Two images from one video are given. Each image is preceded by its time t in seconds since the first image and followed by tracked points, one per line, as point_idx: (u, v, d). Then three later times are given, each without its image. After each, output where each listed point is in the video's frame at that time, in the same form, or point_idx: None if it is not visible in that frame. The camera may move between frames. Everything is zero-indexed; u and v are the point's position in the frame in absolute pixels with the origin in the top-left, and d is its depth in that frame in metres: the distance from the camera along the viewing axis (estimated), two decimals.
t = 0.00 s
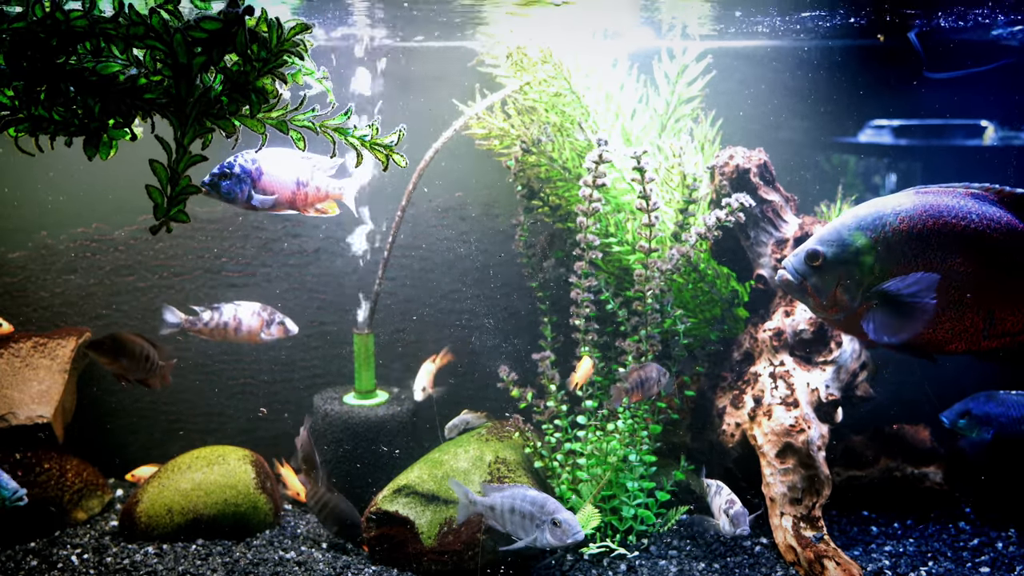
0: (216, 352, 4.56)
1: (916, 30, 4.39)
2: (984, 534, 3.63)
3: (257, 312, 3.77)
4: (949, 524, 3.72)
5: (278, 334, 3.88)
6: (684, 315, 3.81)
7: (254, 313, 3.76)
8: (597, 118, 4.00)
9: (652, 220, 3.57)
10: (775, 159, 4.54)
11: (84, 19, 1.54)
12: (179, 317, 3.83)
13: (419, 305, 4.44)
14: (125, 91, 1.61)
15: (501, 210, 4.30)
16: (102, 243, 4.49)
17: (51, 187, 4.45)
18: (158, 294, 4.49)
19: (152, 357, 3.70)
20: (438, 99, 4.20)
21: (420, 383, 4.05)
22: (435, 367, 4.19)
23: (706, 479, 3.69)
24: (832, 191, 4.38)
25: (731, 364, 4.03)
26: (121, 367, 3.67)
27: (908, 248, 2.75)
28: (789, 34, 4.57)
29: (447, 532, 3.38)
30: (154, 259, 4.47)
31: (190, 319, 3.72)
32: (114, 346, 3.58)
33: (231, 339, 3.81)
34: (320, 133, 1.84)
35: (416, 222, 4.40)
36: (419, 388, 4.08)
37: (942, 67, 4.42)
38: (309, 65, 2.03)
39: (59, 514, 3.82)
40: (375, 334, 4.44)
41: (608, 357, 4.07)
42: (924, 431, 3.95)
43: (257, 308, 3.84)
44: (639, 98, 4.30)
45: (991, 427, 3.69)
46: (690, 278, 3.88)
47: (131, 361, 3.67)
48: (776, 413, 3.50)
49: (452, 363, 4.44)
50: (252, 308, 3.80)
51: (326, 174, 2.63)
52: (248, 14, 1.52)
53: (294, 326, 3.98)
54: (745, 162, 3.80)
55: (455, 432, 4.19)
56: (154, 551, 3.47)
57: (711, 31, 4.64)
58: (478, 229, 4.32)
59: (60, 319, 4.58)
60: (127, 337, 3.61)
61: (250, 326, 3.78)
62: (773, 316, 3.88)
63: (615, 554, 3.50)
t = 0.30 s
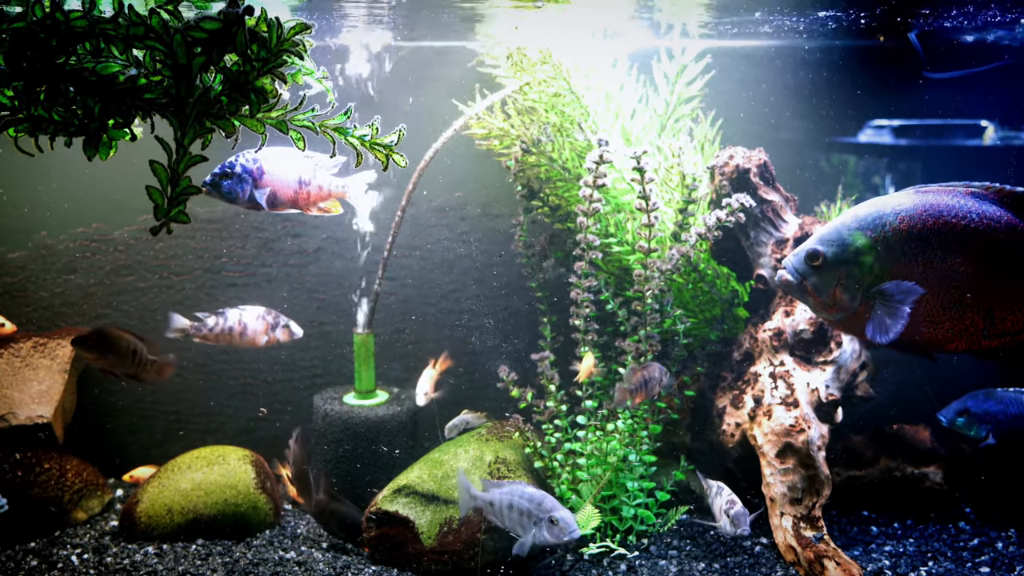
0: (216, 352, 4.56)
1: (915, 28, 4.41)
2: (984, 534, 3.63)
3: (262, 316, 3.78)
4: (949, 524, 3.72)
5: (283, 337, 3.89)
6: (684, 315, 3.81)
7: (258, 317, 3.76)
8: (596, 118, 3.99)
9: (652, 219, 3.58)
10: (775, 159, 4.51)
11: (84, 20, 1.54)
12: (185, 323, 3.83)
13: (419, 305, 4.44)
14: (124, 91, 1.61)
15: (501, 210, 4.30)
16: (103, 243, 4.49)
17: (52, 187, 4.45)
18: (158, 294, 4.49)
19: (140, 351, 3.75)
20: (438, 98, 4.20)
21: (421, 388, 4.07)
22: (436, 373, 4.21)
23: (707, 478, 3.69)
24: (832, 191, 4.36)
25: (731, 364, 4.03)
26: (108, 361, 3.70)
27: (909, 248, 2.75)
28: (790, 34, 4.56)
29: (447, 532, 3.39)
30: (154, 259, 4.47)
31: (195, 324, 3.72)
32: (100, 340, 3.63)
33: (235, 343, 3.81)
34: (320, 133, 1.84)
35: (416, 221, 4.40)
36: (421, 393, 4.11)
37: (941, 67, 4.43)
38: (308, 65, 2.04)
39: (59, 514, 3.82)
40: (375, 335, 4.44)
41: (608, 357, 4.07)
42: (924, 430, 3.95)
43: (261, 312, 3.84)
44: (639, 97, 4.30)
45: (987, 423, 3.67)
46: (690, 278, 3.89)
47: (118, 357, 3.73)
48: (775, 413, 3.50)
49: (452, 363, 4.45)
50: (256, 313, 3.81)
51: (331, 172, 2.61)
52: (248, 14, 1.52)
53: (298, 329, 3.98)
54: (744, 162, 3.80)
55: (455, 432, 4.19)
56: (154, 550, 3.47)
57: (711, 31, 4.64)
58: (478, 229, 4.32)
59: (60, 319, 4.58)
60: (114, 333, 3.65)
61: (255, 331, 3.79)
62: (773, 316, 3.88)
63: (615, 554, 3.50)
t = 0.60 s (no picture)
0: (216, 352, 4.56)
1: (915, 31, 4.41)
2: (984, 534, 3.63)
3: (262, 318, 3.77)
4: (949, 524, 3.72)
5: (285, 339, 3.86)
6: (684, 315, 3.82)
7: (259, 320, 3.75)
8: (596, 118, 3.99)
9: (652, 220, 3.58)
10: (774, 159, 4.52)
11: (84, 19, 1.54)
12: (186, 329, 3.84)
13: (419, 305, 4.44)
14: (124, 91, 1.60)
15: (501, 210, 4.29)
16: (103, 242, 4.48)
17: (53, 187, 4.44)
18: (158, 294, 4.48)
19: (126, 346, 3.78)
20: (438, 99, 4.20)
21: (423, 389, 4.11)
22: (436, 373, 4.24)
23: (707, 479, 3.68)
24: (832, 191, 4.36)
25: (731, 364, 4.02)
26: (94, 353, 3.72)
27: (909, 248, 2.75)
28: (791, 35, 4.56)
29: (447, 532, 3.40)
30: (154, 259, 4.47)
31: (196, 328, 3.74)
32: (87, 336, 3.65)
33: (237, 347, 3.84)
34: (320, 133, 1.84)
35: (416, 221, 4.40)
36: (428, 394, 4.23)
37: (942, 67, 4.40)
38: (308, 65, 2.05)
39: (59, 514, 3.82)
40: (375, 334, 4.44)
41: (608, 357, 4.07)
42: (924, 430, 3.95)
43: (262, 314, 3.83)
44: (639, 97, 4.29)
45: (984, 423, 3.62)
46: (690, 277, 3.89)
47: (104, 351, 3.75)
48: (775, 413, 3.50)
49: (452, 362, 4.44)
50: (258, 315, 3.80)
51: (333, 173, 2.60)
52: (247, 13, 1.52)
53: (301, 331, 3.95)
54: (744, 162, 3.80)
55: (455, 432, 4.18)
56: (154, 551, 3.47)
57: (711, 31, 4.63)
58: (478, 229, 4.32)
59: (60, 319, 4.58)
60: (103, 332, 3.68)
61: (256, 334, 3.78)
62: (773, 316, 3.88)
63: (615, 554, 3.50)
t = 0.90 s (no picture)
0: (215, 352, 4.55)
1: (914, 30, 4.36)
2: (984, 534, 3.63)
3: (261, 321, 3.78)
4: (949, 524, 3.72)
5: (284, 341, 3.88)
6: (684, 315, 3.82)
7: (258, 322, 3.77)
8: (597, 118, 3.98)
9: (651, 220, 3.58)
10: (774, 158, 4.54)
11: (84, 19, 1.55)
12: (185, 331, 3.85)
13: (419, 305, 4.43)
14: (125, 90, 1.60)
15: (501, 210, 4.28)
16: (103, 242, 4.47)
17: (53, 188, 4.44)
18: (158, 294, 4.48)
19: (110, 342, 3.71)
20: (437, 99, 4.19)
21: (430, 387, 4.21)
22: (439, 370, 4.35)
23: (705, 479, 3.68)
24: (831, 191, 4.36)
25: (731, 364, 4.02)
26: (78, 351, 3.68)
27: (908, 246, 2.75)
28: (791, 35, 4.55)
29: (447, 532, 3.41)
30: (154, 259, 4.46)
31: (195, 332, 3.74)
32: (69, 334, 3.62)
33: (236, 349, 3.83)
34: (320, 133, 1.85)
35: (415, 221, 4.39)
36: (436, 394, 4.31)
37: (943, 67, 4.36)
38: (308, 65, 2.05)
39: (59, 514, 3.82)
40: (375, 334, 4.43)
41: (609, 357, 4.06)
42: (923, 430, 3.94)
43: (261, 317, 3.85)
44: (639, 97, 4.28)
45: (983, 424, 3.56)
46: (690, 278, 3.89)
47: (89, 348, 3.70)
48: (775, 413, 3.50)
49: (452, 362, 4.43)
50: (256, 318, 3.81)
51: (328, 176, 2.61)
52: (247, 14, 1.52)
53: (299, 333, 3.97)
54: (744, 163, 3.81)
55: (455, 432, 4.17)
56: (154, 550, 3.48)
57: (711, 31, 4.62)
58: (478, 229, 4.32)
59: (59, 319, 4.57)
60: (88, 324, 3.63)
61: (256, 336, 3.79)
62: (773, 316, 3.88)
63: (615, 554, 3.50)
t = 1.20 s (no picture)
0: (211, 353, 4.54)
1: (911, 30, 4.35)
2: (979, 533, 3.64)
3: (257, 322, 3.77)
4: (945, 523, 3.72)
5: (280, 342, 3.88)
6: (680, 316, 3.84)
7: (255, 324, 3.76)
8: (593, 119, 4.01)
9: (647, 221, 3.58)
10: (770, 158, 4.51)
11: (80, 19, 1.54)
12: (182, 336, 3.84)
13: (415, 306, 4.43)
14: (121, 91, 1.61)
15: (498, 210, 4.28)
16: (99, 243, 4.47)
17: (49, 188, 4.42)
18: (154, 294, 4.47)
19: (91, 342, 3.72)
20: (433, 99, 4.18)
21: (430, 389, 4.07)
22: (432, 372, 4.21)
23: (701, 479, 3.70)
24: (827, 191, 4.37)
25: (727, 365, 4.02)
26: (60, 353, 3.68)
27: (905, 246, 2.75)
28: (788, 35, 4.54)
29: (443, 532, 3.42)
30: (150, 260, 4.45)
31: (193, 336, 3.74)
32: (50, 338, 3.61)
33: (233, 351, 3.82)
34: (315, 134, 1.85)
35: (411, 221, 4.39)
36: (436, 397, 4.12)
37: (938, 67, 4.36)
38: (304, 66, 2.08)
39: (55, 515, 3.84)
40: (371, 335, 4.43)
41: (605, 357, 4.06)
42: (919, 429, 3.95)
43: (257, 318, 3.84)
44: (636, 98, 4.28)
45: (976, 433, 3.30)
46: (686, 278, 3.89)
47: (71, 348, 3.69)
48: (771, 413, 3.51)
49: (448, 362, 4.42)
50: (253, 319, 3.80)
51: (320, 175, 2.61)
52: (242, 13, 1.52)
53: (296, 334, 3.96)
54: (741, 163, 3.83)
55: (451, 432, 4.16)
56: (149, 551, 3.53)
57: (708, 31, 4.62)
58: (474, 229, 4.31)
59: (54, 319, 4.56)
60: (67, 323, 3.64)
61: (252, 338, 3.79)
62: (769, 316, 3.88)
63: (611, 554, 3.50)
